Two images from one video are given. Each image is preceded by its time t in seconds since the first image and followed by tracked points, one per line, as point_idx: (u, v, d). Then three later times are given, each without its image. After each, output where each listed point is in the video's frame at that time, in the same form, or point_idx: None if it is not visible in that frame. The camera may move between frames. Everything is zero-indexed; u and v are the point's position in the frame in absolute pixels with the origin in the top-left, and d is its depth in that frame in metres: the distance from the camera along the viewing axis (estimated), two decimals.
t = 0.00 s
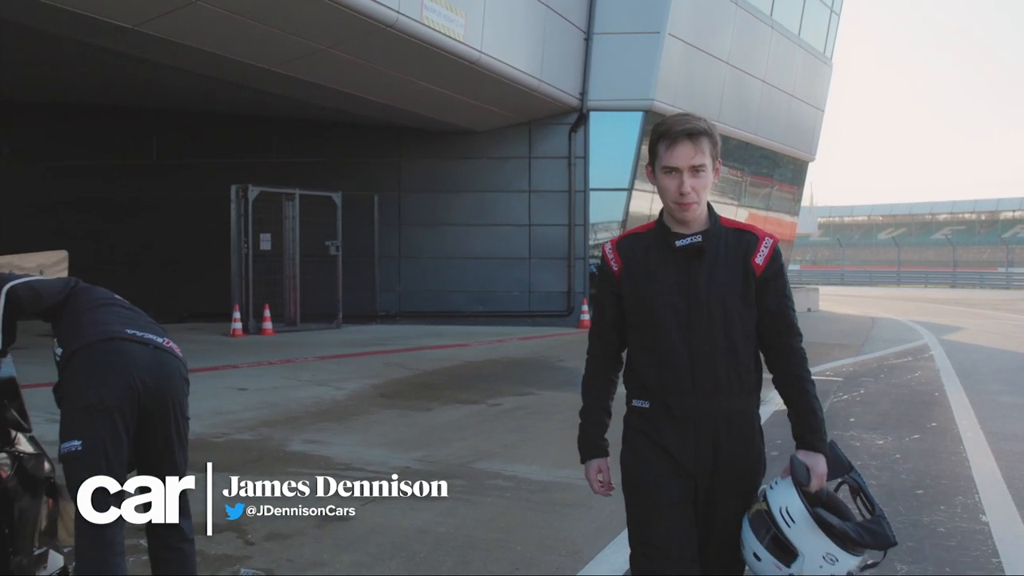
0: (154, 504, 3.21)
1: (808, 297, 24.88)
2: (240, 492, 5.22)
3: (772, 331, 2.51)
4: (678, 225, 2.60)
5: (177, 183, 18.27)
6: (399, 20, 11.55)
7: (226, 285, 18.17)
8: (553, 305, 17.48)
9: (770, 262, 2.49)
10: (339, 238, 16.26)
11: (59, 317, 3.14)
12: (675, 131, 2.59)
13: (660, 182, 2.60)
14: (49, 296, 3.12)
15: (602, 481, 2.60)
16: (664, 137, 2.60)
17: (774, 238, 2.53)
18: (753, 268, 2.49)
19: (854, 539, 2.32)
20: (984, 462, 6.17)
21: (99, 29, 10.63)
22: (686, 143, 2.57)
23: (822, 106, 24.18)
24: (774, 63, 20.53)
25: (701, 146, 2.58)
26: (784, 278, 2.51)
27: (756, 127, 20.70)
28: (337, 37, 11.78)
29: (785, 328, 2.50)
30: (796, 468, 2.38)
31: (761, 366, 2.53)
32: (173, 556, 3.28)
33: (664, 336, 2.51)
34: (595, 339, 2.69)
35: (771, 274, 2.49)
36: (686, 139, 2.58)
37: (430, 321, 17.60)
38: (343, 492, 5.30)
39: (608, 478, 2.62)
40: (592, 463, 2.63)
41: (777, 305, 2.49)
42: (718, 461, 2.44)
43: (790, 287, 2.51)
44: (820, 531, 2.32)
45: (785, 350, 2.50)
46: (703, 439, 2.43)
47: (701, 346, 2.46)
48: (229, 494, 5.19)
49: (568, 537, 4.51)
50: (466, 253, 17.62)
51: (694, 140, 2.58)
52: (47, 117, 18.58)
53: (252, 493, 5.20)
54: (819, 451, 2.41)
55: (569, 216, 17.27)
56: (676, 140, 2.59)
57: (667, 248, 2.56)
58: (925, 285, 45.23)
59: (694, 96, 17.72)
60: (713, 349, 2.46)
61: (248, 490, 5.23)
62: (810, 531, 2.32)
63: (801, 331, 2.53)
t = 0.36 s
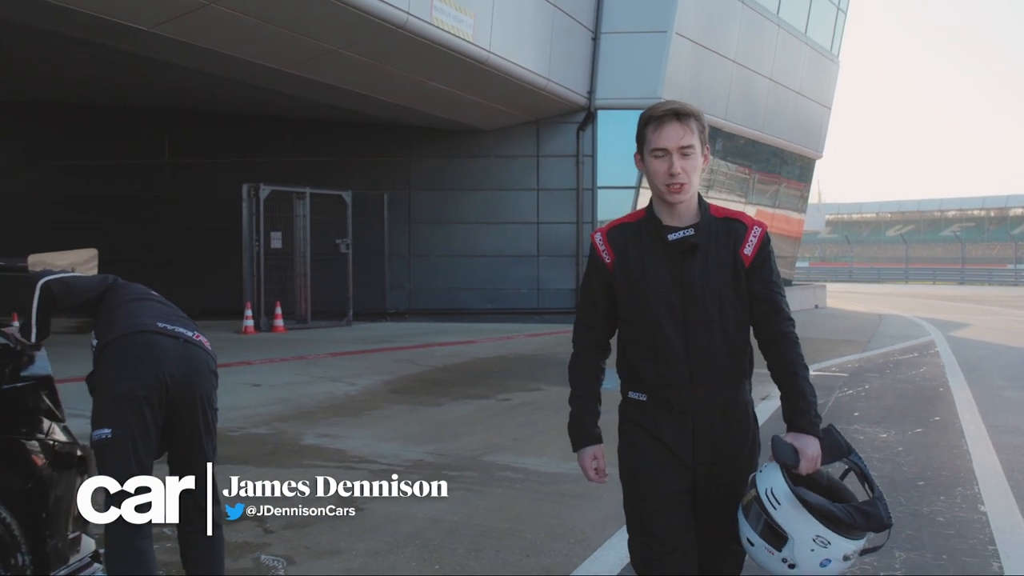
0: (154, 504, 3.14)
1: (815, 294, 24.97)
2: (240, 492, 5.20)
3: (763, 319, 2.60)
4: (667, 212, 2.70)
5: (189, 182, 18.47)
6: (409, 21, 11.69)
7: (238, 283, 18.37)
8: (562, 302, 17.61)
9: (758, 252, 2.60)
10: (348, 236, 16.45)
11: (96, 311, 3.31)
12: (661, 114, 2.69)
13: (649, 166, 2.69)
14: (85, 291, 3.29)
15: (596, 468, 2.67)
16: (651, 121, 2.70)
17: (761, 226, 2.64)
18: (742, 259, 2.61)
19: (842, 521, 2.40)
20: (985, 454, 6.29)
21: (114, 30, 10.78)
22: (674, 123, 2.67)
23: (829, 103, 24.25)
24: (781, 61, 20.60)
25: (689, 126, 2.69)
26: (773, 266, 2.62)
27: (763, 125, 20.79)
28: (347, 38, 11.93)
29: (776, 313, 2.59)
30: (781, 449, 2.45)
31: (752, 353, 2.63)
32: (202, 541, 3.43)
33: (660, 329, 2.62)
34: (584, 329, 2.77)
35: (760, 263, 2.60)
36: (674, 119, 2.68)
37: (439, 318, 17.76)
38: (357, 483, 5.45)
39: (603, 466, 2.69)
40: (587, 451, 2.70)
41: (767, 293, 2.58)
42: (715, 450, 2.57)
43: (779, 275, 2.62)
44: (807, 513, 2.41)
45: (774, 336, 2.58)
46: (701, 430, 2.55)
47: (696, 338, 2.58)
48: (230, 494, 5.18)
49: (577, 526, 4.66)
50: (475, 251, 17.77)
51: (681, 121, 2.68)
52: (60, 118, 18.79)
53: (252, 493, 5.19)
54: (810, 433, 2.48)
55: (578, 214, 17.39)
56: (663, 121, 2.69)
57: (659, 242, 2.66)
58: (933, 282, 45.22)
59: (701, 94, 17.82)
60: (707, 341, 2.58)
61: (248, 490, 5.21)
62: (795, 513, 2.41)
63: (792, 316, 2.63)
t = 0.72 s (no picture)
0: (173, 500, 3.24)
1: (822, 293, 25.02)
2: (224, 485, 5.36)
3: (761, 318, 2.60)
4: (664, 213, 2.70)
5: (200, 181, 18.65)
6: (419, 23, 11.83)
7: (249, 281, 18.57)
8: (570, 301, 17.73)
9: (755, 253, 2.60)
10: (359, 236, 16.63)
11: (121, 308, 3.43)
12: (659, 115, 2.70)
13: (646, 167, 2.70)
14: (109, 290, 3.40)
15: (595, 467, 2.71)
16: (648, 123, 2.71)
17: (758, 226, 2.64)
18: (739, 258, 2.60)
19: (847, 520, 2.48)
20: (988, 451, 6.38)
21: (129, 32, 10.94)
22: (672, 125, 2.68)
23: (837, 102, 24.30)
24: (788, 61, 20.66)
25: (687, 128, 2.70)
26: (769, 264, 2.61)
27: (770, 124, 20.84)
28: (357, 40, 12.08)
29: (773, 312, 2.59)
30: (785, 455, 2.48)
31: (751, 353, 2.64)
32: (225, 531, 3.52)
33: (658, 328, 2.62)
34: (583, 329, 2.79)
35: (758, 262, 2.60)
36: (671, 121, 2.69)
37: (448, 317, 17.90)
38: (371, 478, 5.57)
39: (601, 465, 2.73)
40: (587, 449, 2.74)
41: (765, 293, 2.59)
42: (713, 449, 2.57)
43: (777, 273, 2.61)
44: (815, 516, 2.47)
45: (773, 334, 2.59)
46: (699, 430, 2.57)
47: (694, 338, 2.58)
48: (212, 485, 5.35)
49: (586, 519, 4.78)
50: (484, 250, 17.91)
51: (679, 123, 2.69)
52: (73, 118, 19.01)
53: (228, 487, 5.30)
54: (814, 435, 2.49)
55: (586, 213, 17.48)
56: (660, 124, 2.69)
57: (657, 242, 2.66)
58: (941, 280, 45.21)
59: (708, 94, 17.89)
60: (704, 339, 2.58)
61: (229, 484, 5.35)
62: (804, 517, 2.47)
63: (789, 315, 2.62)
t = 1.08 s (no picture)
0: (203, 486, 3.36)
1: (829, 291, 25.08)
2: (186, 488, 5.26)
3: (768, 299, 2.70)
4: (668, 210, 2.74)
5: (211, 181, 18.81)
6: (430, 23, 11.96)
7: (259, 280, 18.74)
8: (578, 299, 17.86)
9: (756, 242, 2.67)
10: (368, 234, 16.79)
11: (152, 303, 3.56)
12: (666, 125, 2.76)
13: (653, 173, 2.76)
14: (140, 285, 3.52)
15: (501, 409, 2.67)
16: (655, 131, 2.77)
17: (759, 218, 2.70)
18: (741, 248, 2.67)
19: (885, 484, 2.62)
20: (991, 445, 6.50)
21: (144, 33, 11.08)
22: (679, 133, 2.74)
23: (844, 101, 24.36)
24: (796, 59, 20.73)
25: (693, 138, 2.76)
26: (774, 253, 2.68)
27: (777, 122, 20.91)
28: (368, 40, 12.21)
29: (782, 298, 2.68)
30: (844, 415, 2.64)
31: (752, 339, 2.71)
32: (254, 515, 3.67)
33: (660, 315, 2.67)
34: (584, 320, 2.84)
35: (761, 252, 2.67)
36: (678, 131, 2.75)
37: (457, 314, 18.05)
38: (386, 471, 5.70)
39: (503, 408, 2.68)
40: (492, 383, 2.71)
41: (768, 280, 2.67)
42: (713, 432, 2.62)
43: (780, 262, 2.68)
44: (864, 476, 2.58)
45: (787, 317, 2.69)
46: (700, 415, 2.62)
47: (695, 325, 2.63)
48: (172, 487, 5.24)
49: (597, 510, 4.90)
50: (493, 248, 18.03)
51: (686, 133, 2.76)
52: (85, 118, 19.21)
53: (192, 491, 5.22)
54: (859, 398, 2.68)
55: (594, 211, 17.60)
56: (667, 133, 2.76)
57: (659, 235, 2.72)
58: (949, 279, 45.18)
59: (715, 93, 17.98)
60: (704, 326, 2.63)
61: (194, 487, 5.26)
62: (858, 476, 2.57)
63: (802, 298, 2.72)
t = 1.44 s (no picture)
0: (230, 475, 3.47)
1: (831, 290, 25.19)
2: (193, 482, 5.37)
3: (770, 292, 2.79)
4: (667, 211, 2.87)
5: (217, 181, 18.95)
6: (435, 25, 12.09)
7: (265, 279, 18.89)
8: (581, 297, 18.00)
9: (751, 238, 2.79)
10: (374, 234, 16.94)
11: (179, 301, 3.69)
12: (667, 131, 2.89)
13: (653, 175, 2.89)
14: (166, 283, 3.64)
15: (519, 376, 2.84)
16: (656, 137, 2.90)
17: (754, 217, 2.83)
18: (737, 245, 2.79)
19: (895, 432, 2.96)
20: (989, 440, 6.62)
21: (154, 35, 11.22)
22: (677, 139, 2.87)
23: (846, 101, 24.46)
24: (798, 59, 20.83)
25: (690, 143, 2.88)
26: (769, 248, 2.80)
27: (779, 121, 21.03)
28: (373, 42, 12.33)
29: (782, 288, 2.76)
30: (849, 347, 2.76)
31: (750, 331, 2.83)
32: (277, 504, 3.79)
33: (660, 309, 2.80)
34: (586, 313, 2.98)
35: (756, 248, 2.79)
36: (677, 137, 2.87)
37: (461, 313, 18.19)
38: (396, 465, 5.84)
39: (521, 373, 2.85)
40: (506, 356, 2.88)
41: (763, 273, 2.78)
42: (707, 420, 2.75)
43: (777, 256, 2.79)
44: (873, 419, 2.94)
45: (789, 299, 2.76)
46: (694, 402, 2.74)
47: (693, 317, 2.76)
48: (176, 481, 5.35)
49: (603, 502, 5.03)
50: (497, 247, 18.17)
51: (683, 138, 2.88)
52: (92, 119, 19.35)
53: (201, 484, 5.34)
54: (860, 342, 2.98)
55: (597, 211, 17.74)
56: (667, 137, 2.88)
57: (658, 234, 2.85)
58: (952, 277, 45.18)
59: (717, 93, 18.09)
60: (698, 319, 2.76)
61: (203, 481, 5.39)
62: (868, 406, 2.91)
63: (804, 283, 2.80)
